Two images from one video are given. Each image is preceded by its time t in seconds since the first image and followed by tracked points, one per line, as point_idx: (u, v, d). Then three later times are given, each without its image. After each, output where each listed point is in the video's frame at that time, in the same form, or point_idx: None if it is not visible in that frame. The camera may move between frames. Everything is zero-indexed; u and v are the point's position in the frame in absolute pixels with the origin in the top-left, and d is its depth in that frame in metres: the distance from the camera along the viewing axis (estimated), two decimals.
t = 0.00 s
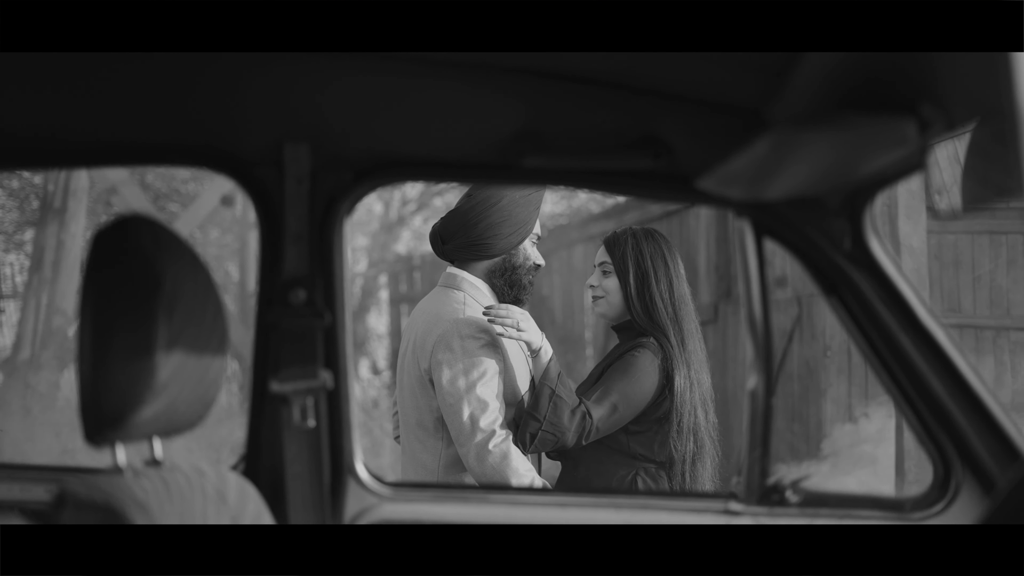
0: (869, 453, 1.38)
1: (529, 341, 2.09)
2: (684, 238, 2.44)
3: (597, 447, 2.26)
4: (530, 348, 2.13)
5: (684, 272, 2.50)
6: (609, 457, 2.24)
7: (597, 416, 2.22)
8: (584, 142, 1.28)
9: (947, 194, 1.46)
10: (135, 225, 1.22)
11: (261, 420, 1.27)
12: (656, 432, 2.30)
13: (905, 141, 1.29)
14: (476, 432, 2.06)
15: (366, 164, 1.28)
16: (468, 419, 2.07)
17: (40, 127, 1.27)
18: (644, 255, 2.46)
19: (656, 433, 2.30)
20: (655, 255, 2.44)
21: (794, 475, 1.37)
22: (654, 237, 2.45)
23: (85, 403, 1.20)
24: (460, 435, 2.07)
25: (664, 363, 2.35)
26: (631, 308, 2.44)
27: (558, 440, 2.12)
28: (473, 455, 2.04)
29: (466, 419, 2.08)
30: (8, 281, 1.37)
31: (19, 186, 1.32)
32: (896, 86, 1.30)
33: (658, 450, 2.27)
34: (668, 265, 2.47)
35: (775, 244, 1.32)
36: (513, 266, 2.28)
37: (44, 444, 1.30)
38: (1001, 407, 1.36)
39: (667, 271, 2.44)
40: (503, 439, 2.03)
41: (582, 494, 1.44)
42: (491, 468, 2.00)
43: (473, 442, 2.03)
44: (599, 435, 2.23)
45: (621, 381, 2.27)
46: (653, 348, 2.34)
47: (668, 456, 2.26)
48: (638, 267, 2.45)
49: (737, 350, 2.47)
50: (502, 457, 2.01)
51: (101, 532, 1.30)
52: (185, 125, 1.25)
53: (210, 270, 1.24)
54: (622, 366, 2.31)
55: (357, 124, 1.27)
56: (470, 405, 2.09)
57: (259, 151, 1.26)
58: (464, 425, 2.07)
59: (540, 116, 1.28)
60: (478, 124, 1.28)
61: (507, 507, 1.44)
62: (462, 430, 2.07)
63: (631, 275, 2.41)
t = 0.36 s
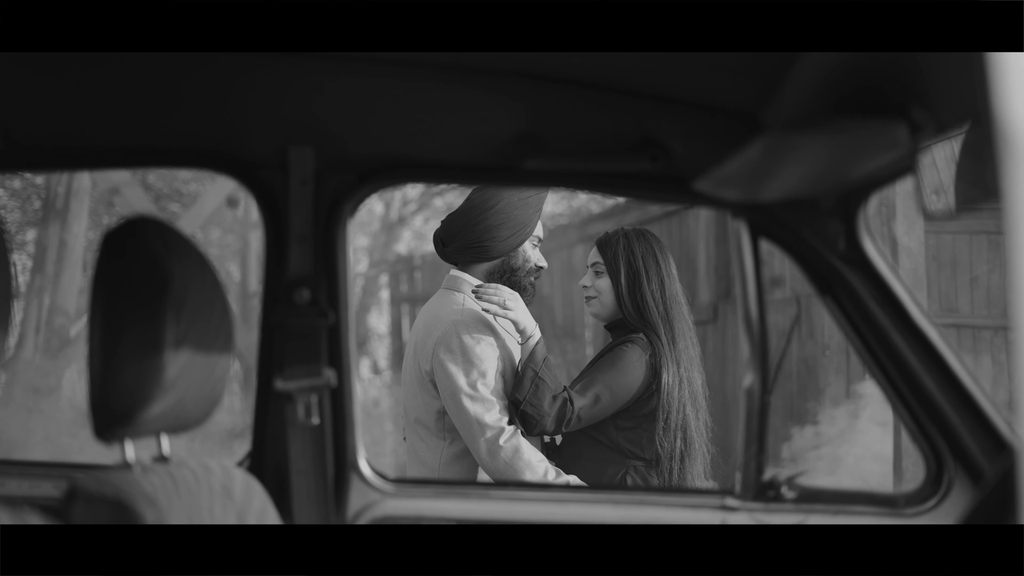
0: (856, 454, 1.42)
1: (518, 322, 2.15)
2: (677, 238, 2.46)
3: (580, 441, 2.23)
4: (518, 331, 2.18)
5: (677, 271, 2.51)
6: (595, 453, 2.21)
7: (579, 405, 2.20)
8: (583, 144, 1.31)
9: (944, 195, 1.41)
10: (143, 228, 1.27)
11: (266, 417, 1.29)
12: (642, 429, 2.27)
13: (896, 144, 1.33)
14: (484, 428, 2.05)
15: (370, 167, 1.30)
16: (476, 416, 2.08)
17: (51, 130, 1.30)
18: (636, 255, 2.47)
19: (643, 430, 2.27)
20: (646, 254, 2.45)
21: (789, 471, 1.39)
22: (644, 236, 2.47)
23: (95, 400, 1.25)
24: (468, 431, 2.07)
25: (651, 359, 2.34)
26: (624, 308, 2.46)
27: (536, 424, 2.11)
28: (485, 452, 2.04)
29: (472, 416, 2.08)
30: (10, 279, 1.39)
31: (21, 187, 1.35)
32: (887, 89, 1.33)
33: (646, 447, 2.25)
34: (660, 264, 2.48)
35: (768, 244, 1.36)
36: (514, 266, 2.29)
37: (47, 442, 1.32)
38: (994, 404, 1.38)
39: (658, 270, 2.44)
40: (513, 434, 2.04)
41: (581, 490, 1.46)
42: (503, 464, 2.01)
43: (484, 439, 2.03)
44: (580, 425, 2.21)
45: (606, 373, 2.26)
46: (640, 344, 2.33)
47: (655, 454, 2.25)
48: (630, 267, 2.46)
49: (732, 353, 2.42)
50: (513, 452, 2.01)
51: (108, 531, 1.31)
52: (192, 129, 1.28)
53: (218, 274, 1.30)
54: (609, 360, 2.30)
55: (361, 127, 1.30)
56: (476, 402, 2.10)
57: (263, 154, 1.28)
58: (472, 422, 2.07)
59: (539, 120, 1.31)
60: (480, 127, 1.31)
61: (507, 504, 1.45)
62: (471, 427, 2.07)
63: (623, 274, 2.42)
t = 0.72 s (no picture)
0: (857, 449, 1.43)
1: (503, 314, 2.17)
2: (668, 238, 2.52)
3: (572, 437, 2.31)
4: (506, 322, 2.21)
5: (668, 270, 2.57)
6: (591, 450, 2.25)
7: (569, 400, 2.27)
8: (583, 147, 1.34)
9: (939, 196, 1.46)
10: (151, 228, 1.30)
11: (272, 414, 1.33)
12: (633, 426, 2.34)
13: (887, 147, 1.35)
14: (491, 421, 2.05)
15: (372, 168, 1.33)
16: (482, 410, 2.09)
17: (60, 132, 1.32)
18: (628, 255, 2.54)
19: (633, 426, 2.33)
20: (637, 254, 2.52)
21: (785, 466, 1.42)
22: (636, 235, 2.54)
23: (104, 398, 1.26)
24: (475, 426, 2.08)
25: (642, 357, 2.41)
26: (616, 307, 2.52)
27: (527, 416, 2.15)
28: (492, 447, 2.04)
29: (478, 411, 2.09)
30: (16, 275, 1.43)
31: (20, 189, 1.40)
32: (879, 92, 1.35)
33: (638, 445, 2.32)
34: (652, 264, 2.55)
35: (764, 245, 1.39)
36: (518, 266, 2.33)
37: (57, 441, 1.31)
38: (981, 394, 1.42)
39: (650, 268, 2.51)
40: (518, 426, 2.05)
41: (579, 486, 1.47)
42: (510, 457, 1.98)
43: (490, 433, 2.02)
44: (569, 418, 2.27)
45: (596, 369, 2.33)
46: (631, 342, 2.40)
47: (647, 452, 2.32)
48: (622, 266, 2.53)
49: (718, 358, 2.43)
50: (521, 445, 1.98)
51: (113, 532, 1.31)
52: (197, 130, 1.30)
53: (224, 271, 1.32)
54: (599, 357, 2.38)
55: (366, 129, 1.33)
56: (480, 394, 2.11)
57: (268, 156, 1.31)
58: (478, 417, 2.09)
59: (539, 123, 1.34)
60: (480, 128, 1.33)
61: (508, 499, 1.45)
62: (478, 422, 2.08)
63: (615, 273, 2.49)
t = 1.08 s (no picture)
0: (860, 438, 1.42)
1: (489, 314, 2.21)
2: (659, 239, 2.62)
3: (569, 434, 2.34)
4: (493, 326, 2.23)
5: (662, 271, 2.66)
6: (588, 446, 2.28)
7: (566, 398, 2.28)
8: (584, 149, 1.36)
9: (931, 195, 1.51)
10: (160, 229, 1.34)
11: (277, 410, 1.34)
12: (628, 422, 2.40)
13: (878, 149, 1.39)
14: (494, 415, 2.02)
15: (375, 170, 1.35)
16: (483, 403, 2.08)
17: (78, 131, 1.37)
18: (622, 257, 2.65)
19: (628, 422, 2.40)
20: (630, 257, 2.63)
21: (783, 461, 1.42)
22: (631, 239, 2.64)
23: (115, 393, 1.34)
24: (475, 421, 2.05)
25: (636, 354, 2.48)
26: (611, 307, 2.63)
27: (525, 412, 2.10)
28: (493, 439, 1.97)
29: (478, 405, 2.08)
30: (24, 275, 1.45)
31: (28, 188, 1.42)
32: (871, 96, 1.38)
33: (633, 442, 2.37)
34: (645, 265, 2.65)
35: (760, 245, 1.40)
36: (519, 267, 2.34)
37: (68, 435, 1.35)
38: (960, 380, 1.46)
39: (644, 270, 2.63)
40: (520, 421, 1.99)
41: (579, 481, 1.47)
42: (511, 450, 1.91)
43: (493, 424, 1.98)
44: (565, 417, 2.27)
45: (590, 366, 2.39)
46: (625, 339, 2.48)
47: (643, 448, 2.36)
48: (616, 267, 2.64)
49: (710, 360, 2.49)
50: (523, 437, 1.92)
51: (122, 533, 1.36)
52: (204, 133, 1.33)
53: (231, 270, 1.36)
54: (594, 354, 2.42)
55: (371, 131, 1.35)
56: (481, 386, 2.12)
57: (273, 158, 1.34)
58: (479, 410, 2.07)
59: (539, 125, 1.36)
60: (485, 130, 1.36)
61: (508, 494, 1.46)
62: (479, 415, 2.06)
63: (609, 274, 2.60)
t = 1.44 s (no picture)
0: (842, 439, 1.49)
1: (488, 318, 2.22)
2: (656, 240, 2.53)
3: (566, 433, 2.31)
4: (492, 331, 2.23)
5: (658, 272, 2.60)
6: (586, 441, 2.26)
7: (561, 399, 2.28)
8: (584, 152, 1.39)
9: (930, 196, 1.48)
10: (169, 230, 1.38)
11: (282, 408, 1.37)
12: (625, 420, 2.38)
13: (871, 152, 1.41)
14: (493, 415, 2.02)
15: (381, 172, 1.38)
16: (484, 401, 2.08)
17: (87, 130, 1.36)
18: (617, 258, 2.59)
19: (625, 420, 2.38)
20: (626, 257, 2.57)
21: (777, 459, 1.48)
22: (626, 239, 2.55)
23: (124, 392, 1.35)
24: (475, 422, 2.05)
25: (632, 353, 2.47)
26: (606, 307, 2.59)
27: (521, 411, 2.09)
28: (492, 435, 1.98)
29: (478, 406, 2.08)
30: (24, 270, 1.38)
31: (47, 187, 1.40)
32: (865, 99, 1.40)
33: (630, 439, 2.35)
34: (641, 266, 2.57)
35: (757, 245, 1.46)
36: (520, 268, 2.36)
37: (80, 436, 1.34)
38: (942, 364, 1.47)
39: (640, 270, 2.55)
40: (520, 420, 1.98)
41: (578, 478, 1.51)
42: (511, 447, 1.92)
43: (491, 422, 1.98)
44: (562, 419, 2.27)
45: (585, 367, 2.38)
46: (620, 338, 2.48)
47: (641, 445, 2.34)
48: (611, 268, 2.60)
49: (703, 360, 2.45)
50: (521, 434, 1.92)
51: (140, 532, 1.35)
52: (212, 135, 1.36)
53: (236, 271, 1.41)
54: (589, 355, 2.42)
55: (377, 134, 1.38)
56: (481, 387, 2.13)
57: (281, 160, 1.37)
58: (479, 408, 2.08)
59: (539, 128, 1.39)
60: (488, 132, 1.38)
61: (509, 490, 1.50)
62: (479, 413, 2.07)
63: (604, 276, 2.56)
